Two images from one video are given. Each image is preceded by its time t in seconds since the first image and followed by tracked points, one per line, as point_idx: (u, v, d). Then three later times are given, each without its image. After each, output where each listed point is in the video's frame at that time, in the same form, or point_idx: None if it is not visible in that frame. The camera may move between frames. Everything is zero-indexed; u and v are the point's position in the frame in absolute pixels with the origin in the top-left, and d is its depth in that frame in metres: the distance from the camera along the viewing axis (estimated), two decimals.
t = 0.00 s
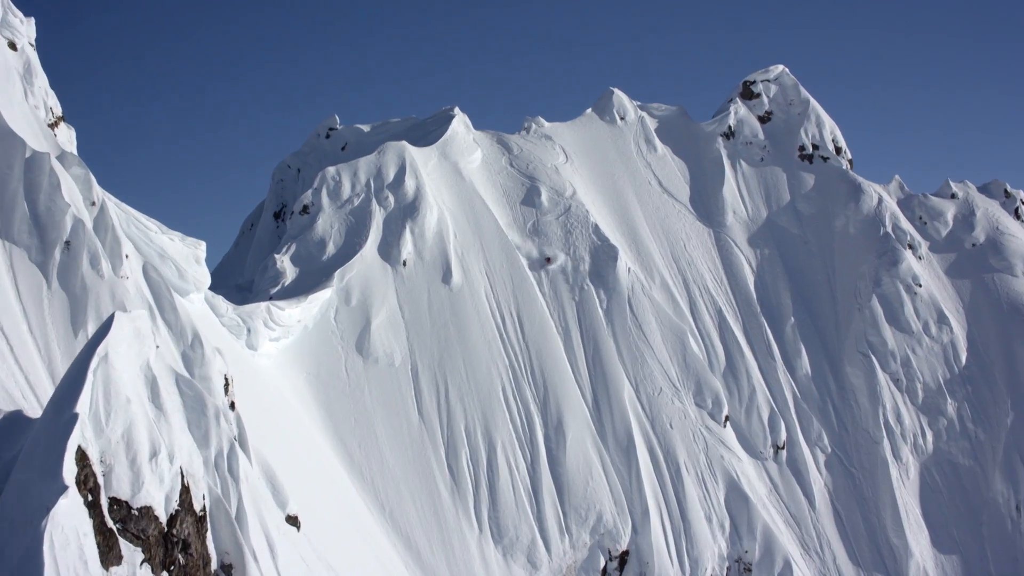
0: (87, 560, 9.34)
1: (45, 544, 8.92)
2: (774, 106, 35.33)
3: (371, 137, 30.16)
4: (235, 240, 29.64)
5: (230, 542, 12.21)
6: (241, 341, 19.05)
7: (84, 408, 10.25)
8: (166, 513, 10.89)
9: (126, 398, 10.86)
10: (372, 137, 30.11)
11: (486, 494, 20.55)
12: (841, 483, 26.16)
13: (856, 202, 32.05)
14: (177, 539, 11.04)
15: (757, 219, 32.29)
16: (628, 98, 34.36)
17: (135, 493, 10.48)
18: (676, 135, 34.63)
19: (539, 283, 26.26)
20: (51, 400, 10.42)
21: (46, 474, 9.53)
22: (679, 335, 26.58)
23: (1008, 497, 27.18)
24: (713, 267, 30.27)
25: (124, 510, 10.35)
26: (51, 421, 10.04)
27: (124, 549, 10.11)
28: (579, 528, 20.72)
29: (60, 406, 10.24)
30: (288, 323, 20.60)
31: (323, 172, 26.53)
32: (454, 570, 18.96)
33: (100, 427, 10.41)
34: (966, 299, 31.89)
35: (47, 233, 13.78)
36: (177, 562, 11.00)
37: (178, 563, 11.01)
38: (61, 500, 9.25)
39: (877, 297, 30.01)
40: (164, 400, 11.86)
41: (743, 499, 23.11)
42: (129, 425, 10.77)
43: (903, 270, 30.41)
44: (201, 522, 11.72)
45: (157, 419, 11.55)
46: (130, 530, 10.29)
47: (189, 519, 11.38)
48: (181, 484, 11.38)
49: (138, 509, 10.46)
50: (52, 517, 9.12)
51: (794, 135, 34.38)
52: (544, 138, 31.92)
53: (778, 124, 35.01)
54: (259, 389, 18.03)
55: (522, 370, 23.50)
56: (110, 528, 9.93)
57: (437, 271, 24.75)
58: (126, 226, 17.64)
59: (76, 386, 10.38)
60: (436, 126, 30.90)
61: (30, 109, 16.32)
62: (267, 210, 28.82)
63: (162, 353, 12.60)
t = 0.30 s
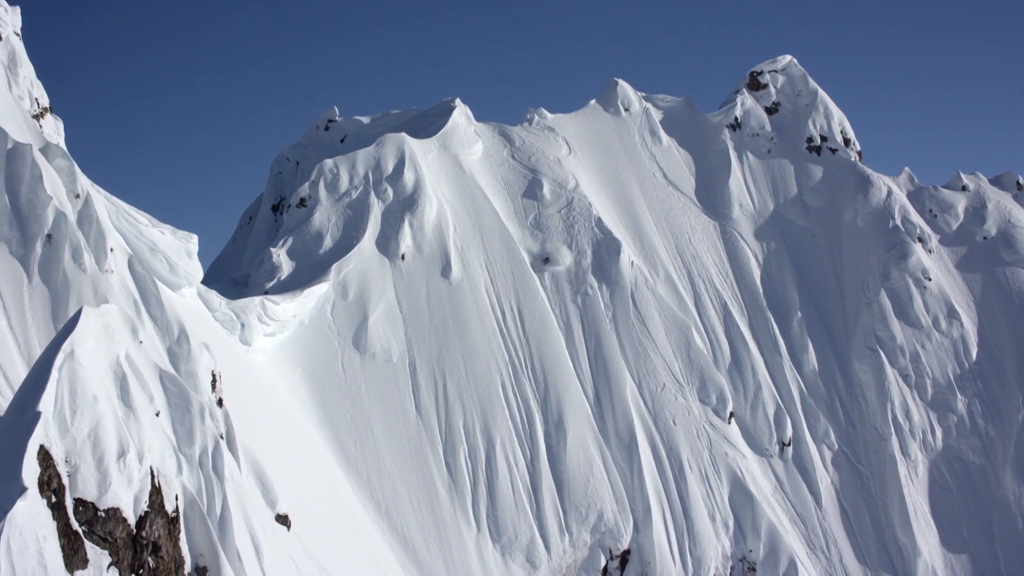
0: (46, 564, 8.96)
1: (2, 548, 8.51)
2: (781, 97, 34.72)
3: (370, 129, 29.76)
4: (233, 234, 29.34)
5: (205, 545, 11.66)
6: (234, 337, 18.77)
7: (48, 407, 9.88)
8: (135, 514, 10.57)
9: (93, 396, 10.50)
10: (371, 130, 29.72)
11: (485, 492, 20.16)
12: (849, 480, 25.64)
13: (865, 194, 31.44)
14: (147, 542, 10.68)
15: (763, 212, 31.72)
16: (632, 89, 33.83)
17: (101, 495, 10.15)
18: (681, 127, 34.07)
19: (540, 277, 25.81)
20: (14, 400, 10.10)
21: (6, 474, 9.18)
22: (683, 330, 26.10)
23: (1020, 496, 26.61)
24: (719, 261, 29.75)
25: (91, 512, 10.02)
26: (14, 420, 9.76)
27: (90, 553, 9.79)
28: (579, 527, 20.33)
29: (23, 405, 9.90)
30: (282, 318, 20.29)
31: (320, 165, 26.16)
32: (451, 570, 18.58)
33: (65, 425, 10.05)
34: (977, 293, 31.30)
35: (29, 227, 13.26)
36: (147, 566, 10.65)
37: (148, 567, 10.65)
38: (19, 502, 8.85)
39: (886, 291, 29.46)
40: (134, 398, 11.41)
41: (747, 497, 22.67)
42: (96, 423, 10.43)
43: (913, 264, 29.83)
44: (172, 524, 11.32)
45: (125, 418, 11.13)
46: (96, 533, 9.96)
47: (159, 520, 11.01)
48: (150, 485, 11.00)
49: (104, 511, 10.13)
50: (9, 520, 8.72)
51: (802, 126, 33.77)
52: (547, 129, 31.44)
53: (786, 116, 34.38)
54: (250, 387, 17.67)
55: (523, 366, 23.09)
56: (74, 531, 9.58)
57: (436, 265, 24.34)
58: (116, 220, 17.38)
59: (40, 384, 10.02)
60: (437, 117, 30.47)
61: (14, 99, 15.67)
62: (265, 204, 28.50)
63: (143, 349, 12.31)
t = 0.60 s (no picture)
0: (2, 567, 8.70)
1: None
2: (791, 87, 34.08)
3: (371, 120, 29.39)
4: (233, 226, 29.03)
5: (179, 545, 11.41)
6: (229, 330, 18.54)
7: (10, 405, 9.60)
8: (103, 515, 10.30)
9: (60, 392, 10.21)
10: (373, 121, 29.35)
11: (485, 489, 19.78)
12: (858, 477, 25.12)
13: (876, 185, 30.81)
14: (116, 543, 10.48)
15: (772, 203, 31.13)
16: (639, 79, 33.27)
17: (67, 495, 9.93)
18: (689, 117, 33.48)
19: (544, 271, 25.37)
20: None
21: None
22: (689, 323, 25.60)
23: None
24: (726, 253, 29.22)
25: (56, 512, 9.84)
26: None
27: (55, 554, 9.65)
28: (581, 524, 19.94)
29: None
30: (279, 311, 19.91)
31: (320, 156, 25.80)
32: (450, 567, 18.22)
33: (29, 423, 9.79)
34: (990, 286, 30.70)
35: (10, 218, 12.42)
36: (117, 568, 10.45)
37: (117, 569, 10.45)
38: None
39: (897, 284, 28.88)
40: (103, 392, 11.08)
41: (754, 494, 22.18)
42: (63, 420, 10.15)
43: (924, 256, 29.25)
44: (145, 524, 11.08)
45: (93, 414, 10.81)
46: (61, 534, 9.80)
47: (130, 520, 10.78)
48: (120, 483, 10.75)
49: (70, 511, 9.93)
50: None
51: (812, 116, 33.13)
52: (552, 120, 30.94)
53: (796, 106, 33.74)
54: (244, 381, 17.36)
55: (525, 360, 22.68)
56: (38, 532, 9.44)
57: (437, 257, 23.96)
58: (106, 212, 16.96)
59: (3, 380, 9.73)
60: (439, 108, 30.04)
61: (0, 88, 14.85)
62: (265, 196, 28.21)
63: (127, 344, 12.43)
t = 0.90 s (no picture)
0: None
1: None
2: (802, 75, 33.42)
3: (374, 110, 29.00)
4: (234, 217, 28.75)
5: (151, 545, 11.21)
6: (225, 323, 18.36)
7: None
8: (67, 515, 10.18)
9: (22, 388, 10.11)
10: (376, 111, 28.96)
11: (486, 485, 19.43)
12: (868, 472, 24.60)
13: (889, 175, 30.17)
14: (83, 543, 10.36)
15: (782, 194, 30.54)
16: (647, 67, 32.71)
17: (29, 495, 9.85)
18: (698, 105, 32.88)
19: (548, 262, 24.94)
20: None
21: None
22: (695, 316, 25.13)
23: None
24: (735, 244, 28.69)
25: (19, 512, 9.79)
26: None
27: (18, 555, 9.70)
28: (583, 520, 19.55)
29: None
30: (276, 304, 19.75)
31: (321, 146, 25.44)
32: (449, 565, 17.90)
33: None
34: (1004, 278, 30.10)
35: None
36: (83, 569, 10.34)
37: (84, 570, 10.34)
38: None
39: (909, 276, 28.29)
40: (71, 388, 10.76)
41: (761, 489, 21.70)
42: (26, 417, 10.05)
43: (937, 248, 28.69)
44: (116, 523, 10.87)
45: (60, 410, 10.56)
46: (23, 535, 9.75)
47: (97, 520, 10.57)
48: (88, 481, 10.54)
49: (33, 511, 9.86)
50: None
51: (824, 105, 32.47)
52: (558, 109, 30.44)
53: (807, 94, 33.09)
54: (239, 375, 17.12)
55: (528, 353, 22.29)
56: None
57: (439, 249, 23.60)
58: (98, 203, 16.68)
59: None
60: (443, 97, 29.58)
61: None
62: (267, 187, 27.94)
63: (111, 337, 12.20)
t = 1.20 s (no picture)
0: None
1: None
2: (815, 61, 32.66)
3: (377, 98, 28.56)
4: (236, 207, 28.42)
5: (116, 544, 10.78)
6: (220, 315, 18.20)
7: None
8: (23, 514, 9.63)
9: None
10: (378, 99, 28.52)
11: (486, 479, 19.02)
12: (880, 466, 24.01)
13: (903, 163, 29.44)
14: (39, 544, 9.83)
15: (793, 182, 29.87)
16: (656, 53, 32.05)
17: None
18: (708, 92, 32.20)
19: (551, 252, 24.43)
20: None
21: None
22: (703, 306, 24.56)
23: None
24: (745, 234, 28.07)
25: None
26: None
27: None
28: (586, 516, 19.08)
29: None
30: (273, 295, 19.45)
31: (320, 134, 25.03)
32: (447, 561, 17.53)
33: None
34: (1020, 268, 29.38)
35: None
36: (40, 571, 9.82)
37: (41, 572, 9.82)
38: None
39: (923, 266, 27.61)
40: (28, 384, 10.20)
41: (769, 484, 21.14)
42: None
43: (952, 237, 28.00)
44: (75, 523, 10.38)
45: (15, 407, 9.97)
46: None
47: (55, 520, 10.04)
48: (45, 479, 9.99)
49: None
50: None
51: (837, 91, 31.71)
52: (564, 96, 29.87)
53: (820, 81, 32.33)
54: (230, 371, 16.82)
55: (531, 345, 21.84)
56: None
57: (440, 239, 23.17)
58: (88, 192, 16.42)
59: None
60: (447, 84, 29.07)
61: None
62: (268, 176, 27.61)
63: (92, 329, 11.92)
